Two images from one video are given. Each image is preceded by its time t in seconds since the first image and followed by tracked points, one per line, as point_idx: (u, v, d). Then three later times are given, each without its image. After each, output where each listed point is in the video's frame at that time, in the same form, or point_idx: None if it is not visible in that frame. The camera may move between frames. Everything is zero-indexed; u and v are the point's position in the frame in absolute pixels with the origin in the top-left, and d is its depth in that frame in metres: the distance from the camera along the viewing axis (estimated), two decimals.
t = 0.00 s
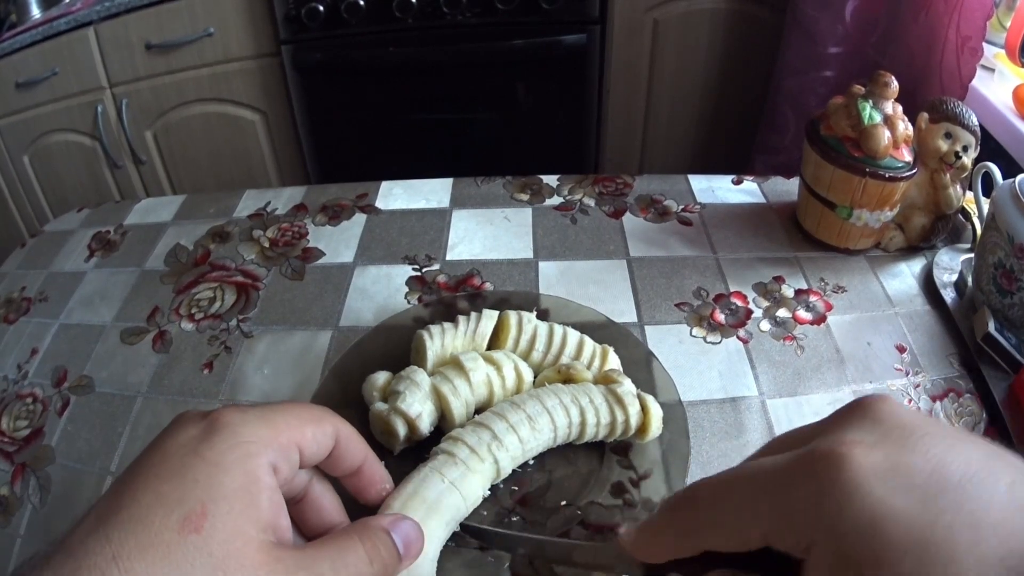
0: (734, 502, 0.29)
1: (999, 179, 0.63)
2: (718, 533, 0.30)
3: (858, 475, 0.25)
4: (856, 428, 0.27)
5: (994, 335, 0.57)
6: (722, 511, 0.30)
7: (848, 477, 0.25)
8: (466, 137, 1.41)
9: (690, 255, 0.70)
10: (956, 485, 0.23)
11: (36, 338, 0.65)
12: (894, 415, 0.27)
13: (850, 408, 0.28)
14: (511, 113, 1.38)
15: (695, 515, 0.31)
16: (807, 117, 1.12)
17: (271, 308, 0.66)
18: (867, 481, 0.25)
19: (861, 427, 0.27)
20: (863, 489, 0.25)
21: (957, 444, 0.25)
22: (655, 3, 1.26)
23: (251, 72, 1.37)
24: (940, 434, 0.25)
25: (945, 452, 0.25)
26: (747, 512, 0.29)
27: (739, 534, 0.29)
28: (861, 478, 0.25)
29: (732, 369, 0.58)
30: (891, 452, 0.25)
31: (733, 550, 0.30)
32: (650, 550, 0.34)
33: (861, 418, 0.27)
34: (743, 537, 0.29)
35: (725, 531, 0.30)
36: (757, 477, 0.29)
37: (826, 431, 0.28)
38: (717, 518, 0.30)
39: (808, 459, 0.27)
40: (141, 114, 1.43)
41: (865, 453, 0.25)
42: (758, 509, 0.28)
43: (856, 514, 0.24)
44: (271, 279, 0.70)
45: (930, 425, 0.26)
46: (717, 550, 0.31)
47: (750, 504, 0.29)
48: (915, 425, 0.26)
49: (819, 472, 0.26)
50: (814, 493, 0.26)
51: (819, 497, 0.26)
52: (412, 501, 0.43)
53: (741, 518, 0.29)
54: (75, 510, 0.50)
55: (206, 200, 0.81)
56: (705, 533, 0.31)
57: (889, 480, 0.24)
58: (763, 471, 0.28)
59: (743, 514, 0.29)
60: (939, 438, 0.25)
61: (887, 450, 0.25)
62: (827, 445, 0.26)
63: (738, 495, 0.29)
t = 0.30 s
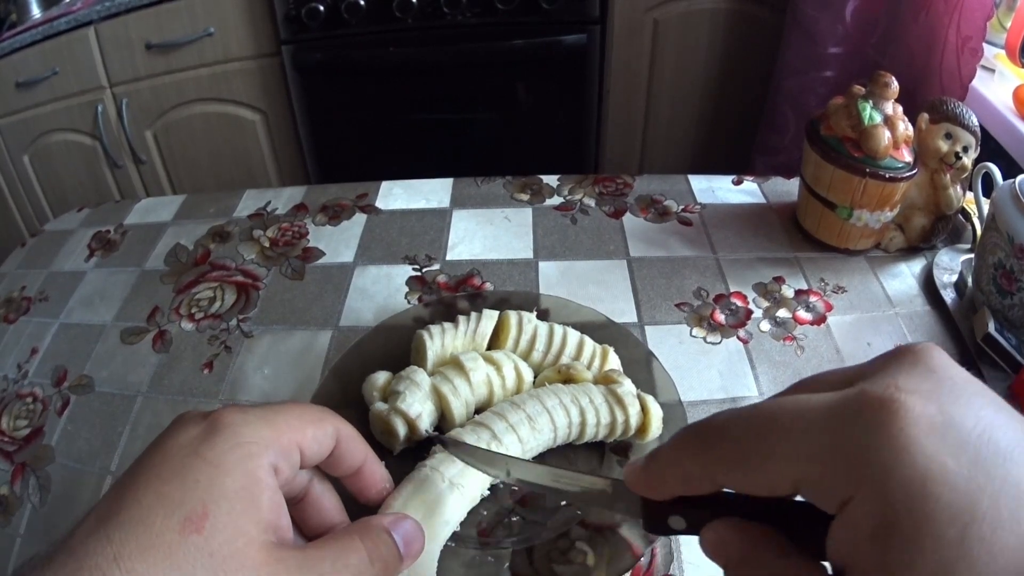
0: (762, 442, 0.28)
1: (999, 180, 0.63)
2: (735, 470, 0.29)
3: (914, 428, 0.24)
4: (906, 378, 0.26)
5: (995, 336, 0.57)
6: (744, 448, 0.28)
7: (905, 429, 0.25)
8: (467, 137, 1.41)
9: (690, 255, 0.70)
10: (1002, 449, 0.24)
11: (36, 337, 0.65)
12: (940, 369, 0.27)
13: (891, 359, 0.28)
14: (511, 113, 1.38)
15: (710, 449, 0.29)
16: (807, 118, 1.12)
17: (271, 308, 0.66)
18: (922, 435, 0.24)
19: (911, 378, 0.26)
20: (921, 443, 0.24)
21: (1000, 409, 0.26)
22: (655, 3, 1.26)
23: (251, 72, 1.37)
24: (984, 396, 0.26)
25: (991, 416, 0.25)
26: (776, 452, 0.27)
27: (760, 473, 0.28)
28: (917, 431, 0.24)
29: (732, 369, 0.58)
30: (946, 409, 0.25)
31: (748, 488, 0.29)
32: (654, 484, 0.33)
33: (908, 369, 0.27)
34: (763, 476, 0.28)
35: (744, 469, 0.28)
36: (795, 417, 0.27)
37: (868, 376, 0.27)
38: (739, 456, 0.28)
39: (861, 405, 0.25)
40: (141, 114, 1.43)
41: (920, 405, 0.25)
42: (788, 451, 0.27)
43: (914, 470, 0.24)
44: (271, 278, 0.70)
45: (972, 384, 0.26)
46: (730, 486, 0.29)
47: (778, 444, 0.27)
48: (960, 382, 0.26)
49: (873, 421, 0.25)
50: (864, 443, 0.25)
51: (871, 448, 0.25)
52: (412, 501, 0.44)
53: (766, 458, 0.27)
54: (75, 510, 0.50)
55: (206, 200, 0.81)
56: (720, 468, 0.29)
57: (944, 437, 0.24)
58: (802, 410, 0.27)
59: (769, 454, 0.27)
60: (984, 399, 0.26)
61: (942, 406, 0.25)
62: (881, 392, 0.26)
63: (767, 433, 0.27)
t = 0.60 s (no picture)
0: (713, 458, 0.28)
1: (999, 180, 0.63)
2: (690, 483, 0.29)
3: (856, 452, 0.25)
4: (854, 401, 0.26)
5: (995, 336, 0.57)
6: (698, 465, 0.29)
7: (846, 453, 0.25)
8: (467, 137, 1.41)
9: (690, 255, 0.70)
10: (948, 472, 0.25)
11: (36, 337, 0.65)
12: (892, 392, 0.27)
13: (845, 380, 0.28)
14: (511, 114, 1.38)
15: (667, 462, 0.30)
16: (807, 118, 1.12)
17: (271, 308, 0.66)
18: (864, 459, 0.25)
19: (858, 402, 0.26)
20: (860, 467, 0.25)
21: (950, 430, 0.26)
22: (655, 3, 1.26)
23: (251, 72, 1.37)
24: (936, 417, 0.26)
25: (940, 439, 0.26)
26: (725, 468, 0.28)
27: (711, 487, 0.29)
28: (858, 456, 0.25)
29: (732, 369, 0.58)
30: (891, 432, 0.25)
31: (704, 501, 0.29)
32: (622, 493, 0.34)
33: (858, 392, 0.27)
34: (715, 490, 0.29)
35: (697, 484, 0.29)
36: (742, 436, 0.27)
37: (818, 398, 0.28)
38: (692, 471, 0.29)
39: (804, 427, 0.26)
40: (141, 114, 1.43)
41: (863, 428, 0.25)
42: (736, 468, 0.27)
43: (852, 494, 0.24)
44: (271, 278, 0.70)
45: (924, 405, 0.27)
46: (687, 498, 0.30)
47: (727, 461, 0.28)
48: (911, 404, 0.27)
49: (815, 445, 0.25)
50: (806, 464, 0.25)
51: (811, 470, 0.25)
52: (411, 501, 0.44)
53: (716, 473, 0.28)
54: (75, 510, 0.50)
55: (207, 200, 0.81)
56: (677, 481, 0.30)
57: (886, 461, 0.25)
58: (748, 429, 0.27)
59: (719, 469, 0.28)
60: (934, 421, 0.26)
61: (886, 430, 0.25)
62: (824, 416, 0.26)
63: (718, 452, 0.28)
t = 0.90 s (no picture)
0: (663, 504, 0.30)
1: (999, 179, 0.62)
2: (646, 528, 0.31)
3: (784, 499, 0.26)
4: (787, 450, 0.27)
5: (995, 336, 0.57)
6: (653, 511, 0.30)
7: (775, 499, 0.26)
8: (467, 137, 1.41)
9: (690, 255, 0.70)
10: (881, 513, 0.25)
11: (36, 337, 0.65)
12: (829, 439, 0.27)
13: (786, 428, 0.29)
14: (511, 114, 1.38)
15: (626, 508, 0.32)
16: (807, 117, 1.12)
17: (271, 308, 0.66)
18: (792, 506, 0.25)
19: (793, 449, 0.27)
20: (787, 513, 0.25)
21: (887, 472, 0.26)
22: (655, 3, 1.26)
23: (251, 72, 1.37)
24: (872, 461, 0.26)
25: (874, 481, 0.26)
26: (672, 515, 0.29)
27: (665, 532, 0.30)
28: (786, 502, 0.25)
29: (733, 369, 0.58)
30: (822, 479, 0.26)
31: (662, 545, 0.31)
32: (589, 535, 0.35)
33: (795, 439, 0.28)
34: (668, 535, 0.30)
35: (654, 529, 0.31)
36: (685, 484, 0.29)
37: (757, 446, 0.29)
38: (647, 517, 0.31)
39: (738, 476, 0.27)
40: (141, 114, 1.43)
41: (793, 477, 0.26)
42: (682, 515, 0.29)
43: (777, 541, 0.25)
44: (271, 278, 0.70)
45: (861, 449, 0.27)
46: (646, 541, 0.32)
47: (675, 508, 0.29)
48: (849, 450, 0.27)
49: (747, 492, 0.26)
50: (737, 511, 0.26)
51: (743, 516, 0.26)
52: (411, 500, 0.43)
53: (666, 519, 0.30)
54: (75, 511, 0.50)
55: (206, 200, 0.81)
56: (636, 526, 0.32)
57: (815, 506, 0.25)
58: (691, 479, 0.29)
59: (668, 516, 0.30)
60: (871, 465, 0.26)
61: (818, 476, 0.26)
62: (758, 464, 0.27)
63: (667, 498, 0.30)
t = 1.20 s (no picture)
0: (767, 483, 0.27)
1: (999, 179, 0.62)
2: (746, 520, 0.28)
3: (900, 446, 0.23)
4: (896, 407, 0.25)
5: (994, 336, 0.57)
6: (758, 499, 0.28)
7: (891, 449, 0.23)
8: (467, 138, 1.41)
9: (690, 255, 0.70)
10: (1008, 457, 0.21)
11: (36, 337, 0.65)
12: (940, 396, 0.25)
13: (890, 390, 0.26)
14: (511, 114, 1.38)
15: (719, 503, 0.29)
16: (807, 117, 1.12)
17: (271, 308, 0.66)
18: (913, 452, 0.23)
19: (905, 405, 0.25)
20: (909, 460, 0.23)
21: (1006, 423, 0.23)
22: (654, 3, 1.26)
23: (251, 72, 1.37)
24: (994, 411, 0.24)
25: (993, 428, 0.22)
26: (780, 495, 0.27)
27: (769, 521, 0.27)
28: (909, 449, 0.23)
29: (733, 369, 0.58)
30: (939, 428, 0.23)
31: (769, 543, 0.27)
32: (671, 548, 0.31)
33: (901, 398, 0.25)
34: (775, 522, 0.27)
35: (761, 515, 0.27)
36: (793, 456, 0.26)
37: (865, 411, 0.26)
38: (748, 504, 0.28)
39: (851, 434, 0.25)
40: (141, 114, 1.43)
41: (910, 427, 0.24)
42: (794, 491, 0.26)
43: (903, 490, 0.22)
44: (271, 278, 0.70)
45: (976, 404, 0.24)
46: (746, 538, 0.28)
47: (783, 483, 0.27)
48: (965, 404, 0.24)
49: (862, 446, 0.24)
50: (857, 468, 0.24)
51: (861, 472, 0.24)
52: (411, 501, 0.44)
53: (772, 501, 0.27)
54: (75, 511, 0.50)
55: (206, 200, 0.81)
56: (733, 523, 0.29)
57: (934, 452, 0.22)
58: (798, 450, 0.26)
59: (773, 498, 0.27)
60: (989, 415, 0.23)
61: (933, 425, 0.23)
62: (870, 421, 0.25)
63: (772, 478, 0.27)
